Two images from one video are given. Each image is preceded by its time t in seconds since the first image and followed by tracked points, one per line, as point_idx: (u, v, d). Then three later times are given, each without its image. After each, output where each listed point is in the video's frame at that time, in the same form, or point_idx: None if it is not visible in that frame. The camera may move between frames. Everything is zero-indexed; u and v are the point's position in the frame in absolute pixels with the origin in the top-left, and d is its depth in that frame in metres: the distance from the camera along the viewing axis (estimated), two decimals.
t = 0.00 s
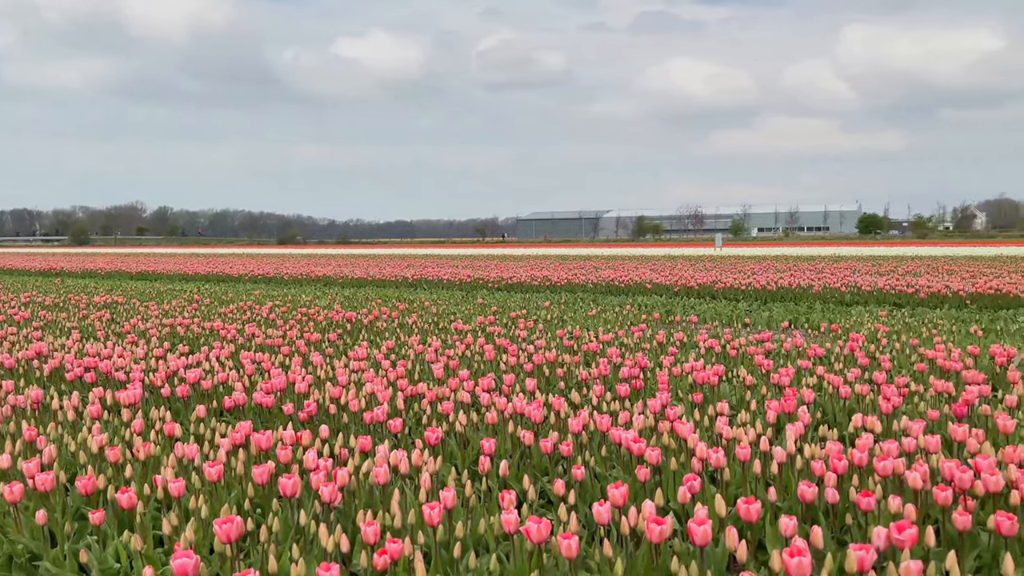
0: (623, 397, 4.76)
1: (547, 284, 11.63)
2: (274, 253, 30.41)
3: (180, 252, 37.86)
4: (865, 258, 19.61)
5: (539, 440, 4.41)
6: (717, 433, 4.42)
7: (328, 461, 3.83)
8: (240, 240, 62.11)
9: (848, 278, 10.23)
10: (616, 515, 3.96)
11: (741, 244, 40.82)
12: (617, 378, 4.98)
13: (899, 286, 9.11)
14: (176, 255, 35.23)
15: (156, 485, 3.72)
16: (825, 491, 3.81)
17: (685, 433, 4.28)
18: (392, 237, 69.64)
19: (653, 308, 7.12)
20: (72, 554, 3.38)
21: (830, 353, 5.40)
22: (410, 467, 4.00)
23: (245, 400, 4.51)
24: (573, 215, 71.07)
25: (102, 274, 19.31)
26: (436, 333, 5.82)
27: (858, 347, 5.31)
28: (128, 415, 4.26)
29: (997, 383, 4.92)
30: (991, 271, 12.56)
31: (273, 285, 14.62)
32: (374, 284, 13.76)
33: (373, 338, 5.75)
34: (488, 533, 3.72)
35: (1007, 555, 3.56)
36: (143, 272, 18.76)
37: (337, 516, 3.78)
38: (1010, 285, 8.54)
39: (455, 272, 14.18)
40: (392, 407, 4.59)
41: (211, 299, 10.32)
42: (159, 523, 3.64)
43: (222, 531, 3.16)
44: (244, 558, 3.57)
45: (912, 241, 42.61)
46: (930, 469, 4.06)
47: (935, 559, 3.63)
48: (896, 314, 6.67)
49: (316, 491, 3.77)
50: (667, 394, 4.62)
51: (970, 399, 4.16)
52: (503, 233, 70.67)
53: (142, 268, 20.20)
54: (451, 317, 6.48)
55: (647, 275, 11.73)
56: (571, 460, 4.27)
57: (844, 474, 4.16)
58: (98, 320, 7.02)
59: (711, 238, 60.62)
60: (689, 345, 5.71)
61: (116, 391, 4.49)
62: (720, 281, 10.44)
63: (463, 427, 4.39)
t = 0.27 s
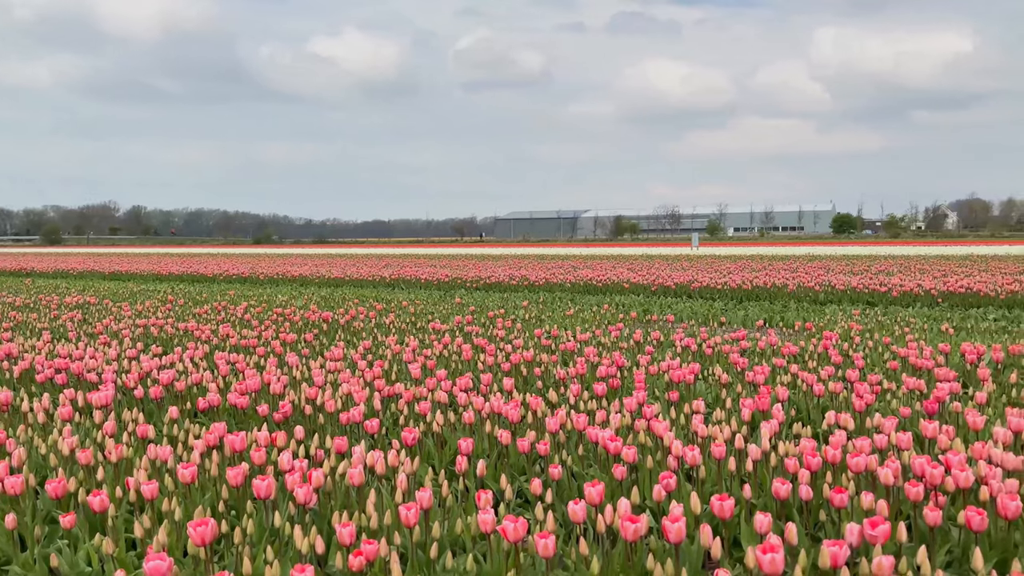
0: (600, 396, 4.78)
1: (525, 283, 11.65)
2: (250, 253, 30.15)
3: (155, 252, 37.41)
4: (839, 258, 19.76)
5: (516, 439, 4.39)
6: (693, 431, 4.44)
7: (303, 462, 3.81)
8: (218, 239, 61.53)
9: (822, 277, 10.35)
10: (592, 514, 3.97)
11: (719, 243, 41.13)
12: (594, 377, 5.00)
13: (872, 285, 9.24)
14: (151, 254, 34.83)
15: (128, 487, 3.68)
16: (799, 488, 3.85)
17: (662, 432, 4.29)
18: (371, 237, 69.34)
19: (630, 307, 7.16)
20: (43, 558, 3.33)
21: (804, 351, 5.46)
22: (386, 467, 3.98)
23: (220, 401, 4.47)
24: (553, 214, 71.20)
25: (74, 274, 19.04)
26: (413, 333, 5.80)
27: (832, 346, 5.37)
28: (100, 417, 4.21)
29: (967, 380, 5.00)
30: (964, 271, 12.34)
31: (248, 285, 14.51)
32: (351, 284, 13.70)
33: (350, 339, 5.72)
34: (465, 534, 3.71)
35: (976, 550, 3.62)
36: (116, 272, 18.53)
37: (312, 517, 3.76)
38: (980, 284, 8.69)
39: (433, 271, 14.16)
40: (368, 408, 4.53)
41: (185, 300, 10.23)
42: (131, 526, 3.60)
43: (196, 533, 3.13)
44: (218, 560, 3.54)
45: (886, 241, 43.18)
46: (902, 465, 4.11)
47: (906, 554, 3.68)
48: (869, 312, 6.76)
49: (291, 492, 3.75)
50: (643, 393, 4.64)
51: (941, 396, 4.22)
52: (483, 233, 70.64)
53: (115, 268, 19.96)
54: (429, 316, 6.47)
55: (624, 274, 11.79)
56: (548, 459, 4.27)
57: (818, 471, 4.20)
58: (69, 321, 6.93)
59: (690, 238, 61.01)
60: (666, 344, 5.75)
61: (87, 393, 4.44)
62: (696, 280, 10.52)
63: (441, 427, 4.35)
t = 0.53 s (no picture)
0: (577, 395, 4.79)
1: (502, 283, 11.66)
2: (225, 253, 29.83)
3: (129, 252, 36.95)
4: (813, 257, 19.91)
5: (493, 438, 4.37)
6: (669, 429, 4.46)
7: (278, 464, 3.79)
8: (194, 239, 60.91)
9: (797, 277, 10.47)
10: (568, 513, 3.97)
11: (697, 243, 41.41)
12: (572, 376, 5.00)
13: (845, 284, 9.36)
14: (125, 254, 34.41)
15: (100, 490, 3.63)
16: (773, 485, 3.88)
17: (638, 430, 4.31)
18: (350, 237, 68.99)
19: (607, 306, 7.19)
20: (12, 563, 3.28)
21: (779, 350, 5.51)
22: (362, 468, 3.96)
23: (193, 402, 4.43)
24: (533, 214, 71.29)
25: (44, 274, 18.76)
26: (391, 333, 5.78)
27: (806, 344, 5.43)
28: (71, 419, 4.16)
29: (938, 377, 5.07)
30: (933, 271, 12.11)
31: (224, 285, 14.38)
32: (328, 284, 13.64)
33: (326, 339, 5.69)
34: (442, 534, 3.70)
35: (946, 545, 3.67)
36: (88, 272, 18.28)
37: (287, 519, 3.74)
38: (951, 283, 8.83)
39: (411, 271, 14.13)
40: (344, 408, 4.52)
41: (158, 300, 10.12)
42: (103, 529, 3.56)
43: (169, 536, 3.10)
44: (191, 562, 3.52)
45: (862, 240, 43.72)
46: (874, 462, 4.16)
47: (879, 550, 3.73)
48: (842, 311, 6.84)
49: (265, 494, 3.73)
50: (620, 392, 4.65)
51: (913, 393, 4.27)
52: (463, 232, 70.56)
53: (88, 268, 19.69)
54: (406, 316, 6.46)
55: (601, 273, 11.83)
56: (525, 458, 4.27)
57: (793, 468, 4.23)
58: (39, 322, 6.83)
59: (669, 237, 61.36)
60: (643, 342, 5.78)
61: (58, 395, 4.38)
62: (673, 279, 10.60)
63: (418, 427, 4.29)
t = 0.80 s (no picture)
0: (555, 394, 4.79)
1: (480, 283, 11.66)
2: (200, 253, 29.51)
3: (102, 251, 36.44)
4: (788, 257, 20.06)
5: (470, 438, 4.33)
6: (645, 428, 4.48)
7: (252, 465, 3.76)
8: (170, 238, 60.22)
9: (772, 275, 10.58)
10: (545, 512, 3.97)
11: (676, 242, 41.66)
12: (549, 375, 5.01)
13: (819, 283, 9.48)
14: (98, 253, 33.95)
15: (70, 493, 3.59)
16: (747, 483, 3.91)
17: (614, 429, 4.31)
18: (329, 236, 68.59)
19: (585, 305, 7.22)
20: None
21: (754, 348, 5.55)
22: (338, 468, 3.93)
23: (166, 404, 4.39)
24: (513, 214, 71.32)
25: (13, 274, 18.47)
26: (368, 333, 5.76)
27: (781, 342, 5.48)
28: (41, 421, 4.10)
29: (909, 375, 5.14)
30: (904, 271, 11.86)
31: (198, 285, 14.24)
32: (304, 284, 13.55)
33: (302, 339, 5.66)
34: (417, 534, 3.67)
35: (917, 540, 3.72)
36: (59, 272, 18.03)
37: (261, 521, 3.71)
38: (922, 282, 8.97)
39: (388, 270, 14.10)
40: (320, 409, 4.49)
41: (131, 300, 10.00)
42: (73, 532, 3.51)
43: (140, 539, 3.06)
44: (164, 565, 3.48)
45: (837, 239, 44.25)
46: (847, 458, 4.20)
47: (851, 546, 3.77)
48: (816, 309, 6.92)
49: (239, 496, 3.70)
50: (596, 391, 4.66)
51: (885, 390, 4.33)
52: (443, 232, 70.43)
53: (59, 267, 19.41)
54: (383, 316, 6.44)
55: (578, 273, 11.87)
56: (502, 458, 4.24)
57: (767, 465, 4.27)
58: (8, 322, 6.73)
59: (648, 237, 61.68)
60: (620, 341, 5.80)
61: (27, 397, 4.32)
62: (650, 279, 10.65)
63: (394, 427, 4.25)
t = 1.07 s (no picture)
0: (531, 393, 4.78)
1: (458, 282, 11.65)
2: (176, 254, 29.18)
3: (75, 251, 35.92)
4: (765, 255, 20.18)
5: (447, 437, 4.27)
6: (621, 426, 4.49)
7: (226, 466, 3.73)
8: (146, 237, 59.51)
9: (746, 275, 10.68)
10: (521, 511, 3.96)
11: (647, 242, 41.98)
12: (526, 374, 5.00)
13: (793, 282, 9.58)
14: (71, 253, 33.48)
15: (39, 496, 3.53)
16: (722, 480, 3.93)
17: (590, 427, 4.31)
18: (307, 236, 68.16)
19: (562, 305, 7.23)
20: None
21: (729, 346, 5.59)
22: (312, 469, 3.90)
23: (139, 405, 4.34)
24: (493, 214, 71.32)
25: None
26: (344, 333, 5.73)
27: (755, 340, 5.52)
28: (9, 423, 4.04)
29: (881, 372, 5.20)
30: (879, 271, 11.57)
31: (172, 285, 14.10)
32: (279, 284, 13.46)
33: (277, 339, 5.62)
34: (392, 535, 3.64)
35: (888, 535, 3.77)
36: (29, 272, 17.76)
37: (235, 522, 3.68)
38: (894, 281, 9.11)
39: (364, 270, 14.05)
40: (295, 409, 4.46)
41: (102, 300, 9.88)
42: (43, 535, 3.46)
43: (110, 541, 3.02)
44: (135, 568, 3.44)
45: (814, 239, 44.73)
46: (820, 455, 4.24)
47: (824, 542, 3.80)
48: (790, 308, 6.99)
49: (212, 497, 3.66)
50: (573, 389, 4.67)
51: (857, 388, 4.37)
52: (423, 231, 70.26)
53: (28, 268, 19.12)
54: (360, 316, 6.42)
55: (555, 272, 11.90)
56: (479, 457, 4.21)
57: (741, 462, 4.29)
58: None
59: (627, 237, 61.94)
60: (597, 340, 5.82)
61: None
62: (627, 278, 10.70)
63: (370, 427, 4.21)
